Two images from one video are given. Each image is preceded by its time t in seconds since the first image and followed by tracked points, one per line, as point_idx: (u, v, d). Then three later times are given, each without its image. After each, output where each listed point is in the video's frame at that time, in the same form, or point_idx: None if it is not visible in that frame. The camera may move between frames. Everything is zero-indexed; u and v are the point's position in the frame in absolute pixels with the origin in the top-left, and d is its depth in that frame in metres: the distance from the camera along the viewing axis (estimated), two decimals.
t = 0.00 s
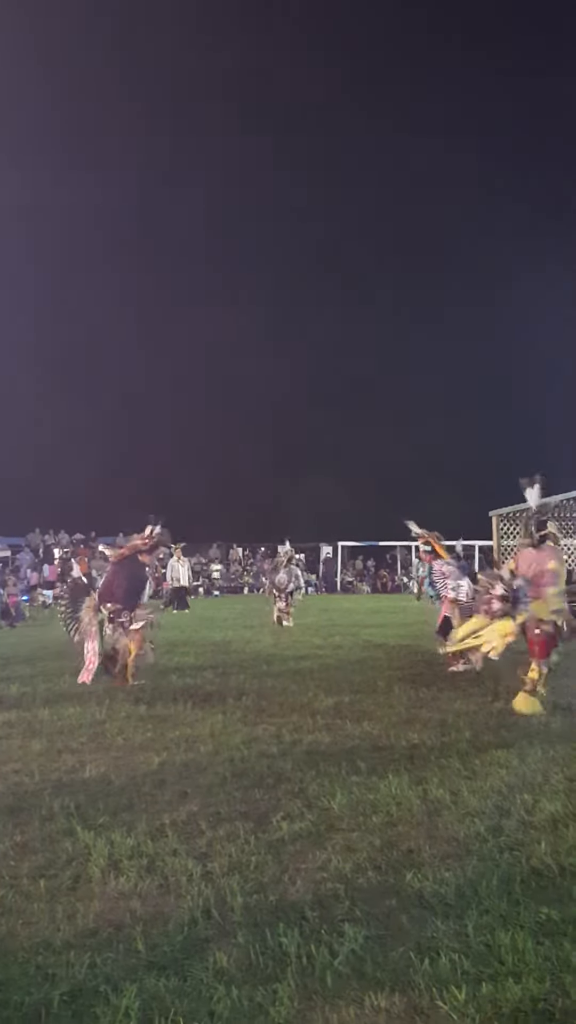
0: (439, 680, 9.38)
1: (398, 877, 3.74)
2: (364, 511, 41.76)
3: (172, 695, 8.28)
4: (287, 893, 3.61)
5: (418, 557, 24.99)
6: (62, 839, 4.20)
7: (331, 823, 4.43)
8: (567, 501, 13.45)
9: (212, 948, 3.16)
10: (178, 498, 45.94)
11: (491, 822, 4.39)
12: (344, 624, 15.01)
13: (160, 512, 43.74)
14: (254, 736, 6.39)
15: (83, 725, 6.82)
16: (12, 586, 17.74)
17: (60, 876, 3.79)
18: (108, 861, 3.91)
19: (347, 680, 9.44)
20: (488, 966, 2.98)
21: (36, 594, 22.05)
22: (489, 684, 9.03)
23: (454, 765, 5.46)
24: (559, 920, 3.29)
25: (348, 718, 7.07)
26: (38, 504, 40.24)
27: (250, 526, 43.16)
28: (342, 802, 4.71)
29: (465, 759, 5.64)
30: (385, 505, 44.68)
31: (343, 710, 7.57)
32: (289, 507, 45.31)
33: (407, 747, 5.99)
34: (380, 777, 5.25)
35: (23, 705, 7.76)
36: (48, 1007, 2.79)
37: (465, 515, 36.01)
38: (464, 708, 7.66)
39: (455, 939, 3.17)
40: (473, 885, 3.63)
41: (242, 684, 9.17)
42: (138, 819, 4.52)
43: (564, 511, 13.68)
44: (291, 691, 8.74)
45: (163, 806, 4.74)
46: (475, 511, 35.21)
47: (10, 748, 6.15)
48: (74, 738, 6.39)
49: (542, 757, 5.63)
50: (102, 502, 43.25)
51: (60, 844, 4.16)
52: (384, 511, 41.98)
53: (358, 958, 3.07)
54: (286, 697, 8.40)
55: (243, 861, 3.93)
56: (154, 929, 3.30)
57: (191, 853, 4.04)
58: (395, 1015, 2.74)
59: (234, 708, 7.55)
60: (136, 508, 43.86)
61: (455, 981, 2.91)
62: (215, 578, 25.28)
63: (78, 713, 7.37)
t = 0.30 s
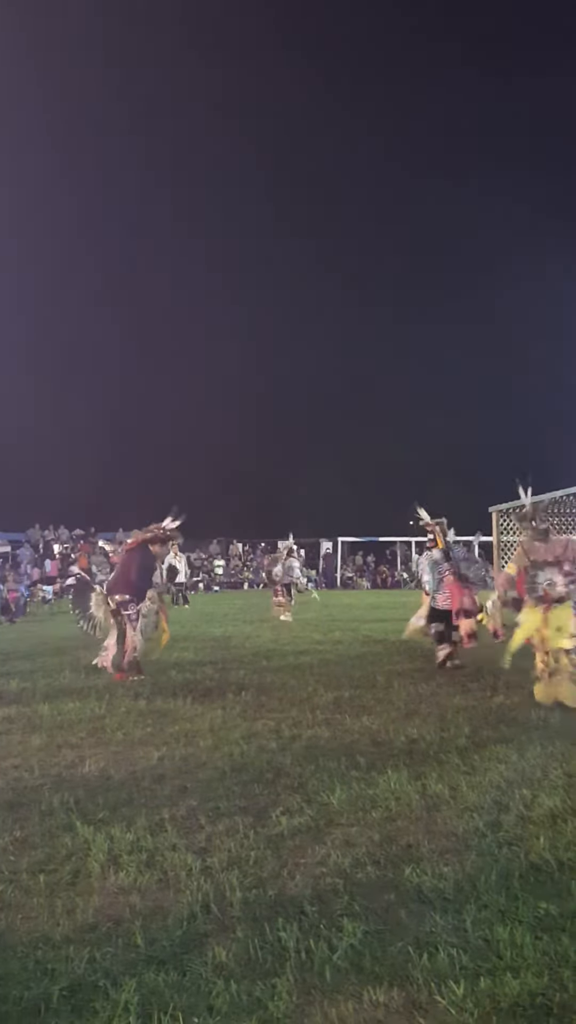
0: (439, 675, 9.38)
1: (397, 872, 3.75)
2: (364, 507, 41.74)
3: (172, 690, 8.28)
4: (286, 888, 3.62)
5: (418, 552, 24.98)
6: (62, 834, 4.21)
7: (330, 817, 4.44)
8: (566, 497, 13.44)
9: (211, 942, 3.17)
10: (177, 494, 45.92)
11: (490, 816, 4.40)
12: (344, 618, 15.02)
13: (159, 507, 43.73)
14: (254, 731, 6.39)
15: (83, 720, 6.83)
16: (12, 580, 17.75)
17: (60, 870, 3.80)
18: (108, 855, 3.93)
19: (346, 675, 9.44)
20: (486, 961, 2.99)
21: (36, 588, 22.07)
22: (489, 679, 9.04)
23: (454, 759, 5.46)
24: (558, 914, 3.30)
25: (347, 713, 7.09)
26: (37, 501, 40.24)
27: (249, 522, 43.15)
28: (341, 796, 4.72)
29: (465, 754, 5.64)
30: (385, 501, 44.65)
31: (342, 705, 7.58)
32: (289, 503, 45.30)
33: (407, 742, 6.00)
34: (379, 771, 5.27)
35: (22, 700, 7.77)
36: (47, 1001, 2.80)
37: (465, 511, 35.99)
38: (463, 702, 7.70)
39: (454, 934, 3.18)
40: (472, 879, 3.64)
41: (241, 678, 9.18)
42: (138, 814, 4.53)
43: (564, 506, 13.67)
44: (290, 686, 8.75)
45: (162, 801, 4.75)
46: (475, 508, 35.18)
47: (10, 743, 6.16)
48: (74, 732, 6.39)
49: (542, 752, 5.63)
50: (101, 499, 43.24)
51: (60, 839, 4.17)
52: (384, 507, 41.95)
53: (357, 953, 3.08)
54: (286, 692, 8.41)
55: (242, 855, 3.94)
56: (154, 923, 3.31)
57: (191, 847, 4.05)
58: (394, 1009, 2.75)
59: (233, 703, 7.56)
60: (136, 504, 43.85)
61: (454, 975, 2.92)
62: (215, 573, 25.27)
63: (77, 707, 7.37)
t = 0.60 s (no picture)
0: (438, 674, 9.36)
1: (395, 871, 3.75)
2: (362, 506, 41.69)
3: (170, 689, 8.26)
4: (285, 887, 3.61)
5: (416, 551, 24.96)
6: (61, 834, 4.21)
7: (329, 816, 4.43)
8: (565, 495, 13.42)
9: (209, 942, 3.16)
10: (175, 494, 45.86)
11: (488, 815, 4.39)
12: (342, 617, 14.99)
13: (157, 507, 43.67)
14: (252, 730, 6.38)
15: (81, 720, 6.81)
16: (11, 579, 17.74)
17: (58, 870, 3.80)
18: (106, 855, 3.92)
19: (345, 673, 9.43)
20: (485, 958, 2.99)
21: (35, 587, 22.06)
22: (488, 678, 9.02)
23: (452, 758, 5.46)
24: (556, 912, 3.30)
25: (346, 712, 7.08)
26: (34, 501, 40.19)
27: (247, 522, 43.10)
28: (340, 795, 4.71)
29: (463, 752, 5.63)
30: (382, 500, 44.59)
31: (341, 704, 7.56)
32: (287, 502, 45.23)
33: (406, 741, 5.99)
34: (377, 770, 5.26)
35: (21, 699, 7.76)
36: (46, 1001, 2.79)
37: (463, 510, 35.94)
38: (462, 703, 7.56)
39: (452, 932, 3.18)
40: (470, 877, 3.64)
41: (240, 677, 9.16)
42: (136, 814, 4.52)
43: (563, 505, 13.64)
44: (289, 684, 8.73)
45: (161, 800, 4.74)
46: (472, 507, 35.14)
47: (8, 742, 6.15)
48: (73, 732, 6.38)
49: (540, 750, 5.62)
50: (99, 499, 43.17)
51: (58, 838, 4.16)
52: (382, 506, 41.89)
53: (356, 951, 3.08)
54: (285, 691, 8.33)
55: (241, 855, 3.93)
56: (153, 922, 3.31)
57: (190, 847, 4.04)
58: (393, 1007, 2.75)
59: (232, 702, 7.55)
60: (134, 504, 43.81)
61: (452, 973, 2.91)
62: (214, 572, 25.23)
63: (75, 707, 7.35)
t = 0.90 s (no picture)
0: (430, 674, 9.35)
1: (388, 870, 3.75)
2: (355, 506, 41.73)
3: (163, 690, 8.25)
4: (278, 887, 3.62)
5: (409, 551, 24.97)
6: (54, 834, 4.21)
7: (322, 817, 4.43)
8: None
9: (203, 942, 3.16)
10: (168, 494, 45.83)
11: (481, 814, 4.40)
12: (336, 617, 14.97)
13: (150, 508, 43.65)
14: (246, 730, 6.38)
15: (75, 720, 6.81)
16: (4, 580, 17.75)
17: (52, 870, 3.80)
18: (99, 855, 3.93)
19: (337, 673, 9.42)
20: (478, 956, 3.00)
21: (28, 587, 22.05)
22: (480, 677, 9.01)
23: (445, 758, 5.46)
24: (549, 910, 3.32)
25: (339, 711, 7.08)
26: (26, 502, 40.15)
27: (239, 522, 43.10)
28: (333, 796, 4.71)
29: (456, 752, 5.62)
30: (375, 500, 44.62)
31: (335, 704, 7.56)
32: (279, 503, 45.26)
33: (399, 742, 5.98)
34: (370, 770, 5.25)
35: (13, 700, 7.75)
36: (40, 1001, 2.80)
37: (455, 511, 35.95)
38: (455, 702, 7.55)
39: (445, 930, 3.19)
40: (463, 876, 3.66)
41: (232, 678, 9.17)
42: (130, 814, 4.52)
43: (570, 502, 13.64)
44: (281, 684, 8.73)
45: (154, 800, 4.74)
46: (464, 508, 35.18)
47: (2, 743, 6.15)
48: (66, 733, 6.39)
49: (533, 750, 5.61)
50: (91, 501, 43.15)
51: (52, 839, 4.17)
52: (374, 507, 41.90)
53: (350, 949, 3.09)
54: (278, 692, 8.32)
55: (234, 855, 3.93)
56: (146, 922, 3.31)
57: (183, 847, 4.04)
58: (386, 1004, 2.77)
59: (225, 702, 7.54)
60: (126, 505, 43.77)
61: (445, 972, 2.92)
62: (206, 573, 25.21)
63: (67, 707, 7.35)
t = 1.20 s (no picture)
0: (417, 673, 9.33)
1: (375, 869, 3.76)
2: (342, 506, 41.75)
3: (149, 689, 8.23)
4: (265, 886, 3.62)
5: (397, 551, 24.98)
6: (39, 834, 4.20)
7: (309, 816, 4.42)
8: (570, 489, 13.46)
9: (189, 942, 3.16)
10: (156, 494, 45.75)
11: (467, 813, 4.40)
12: (324, 617, 14.96)
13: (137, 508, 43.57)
14: (233, 730, 6.37)
15: (61, 720, 6.79)
16: None
17: (38, 870, 3.80)
18: (85, 855, 3.92)
19: (324, 673, 9.40)
20: (464, 954, 3.01)
21: (14, 587, 21.96)
22: (467, 677, 9.00)
23: (432, 757, 5.45)
24: (535, 908, 3.33)
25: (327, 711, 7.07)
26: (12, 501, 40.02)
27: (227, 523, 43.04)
28: (320, 796, 4.70)
29: (442, 752, 5.61)
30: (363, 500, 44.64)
31: (322, 703, 7.55)
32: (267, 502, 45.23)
33: (386, 741, 5.97)
34: (357, 770, 5.24)
35: None
36: (25, 1001, 2.79)
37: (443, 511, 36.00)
38: (442, 702, 7.55)
39: (432, 929, 3.19)
40: (450, 874, 3.67)
41: (219, 677, 9.16)
42: (116, 815, 4.50)
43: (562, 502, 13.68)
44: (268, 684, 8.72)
45: (141, 800, 4.73)
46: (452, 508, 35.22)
47: None
48: (53, 733, 6.37)
49: (519, 750, 5.61)
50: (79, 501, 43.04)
51: (38, 839, 4.16)
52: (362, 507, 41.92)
53: (336, 948, 3.10)
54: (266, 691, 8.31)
55: (221, 855, 3.93)
56: (132, 923, 3.30)
57: (170, 848, 4.02)
58: (372, 1003, 2.77)
59: (212, 702, 7.53)
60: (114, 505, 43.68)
61: (431, 970, 2.93)
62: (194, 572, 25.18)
63: (54, 707, 7.33)
